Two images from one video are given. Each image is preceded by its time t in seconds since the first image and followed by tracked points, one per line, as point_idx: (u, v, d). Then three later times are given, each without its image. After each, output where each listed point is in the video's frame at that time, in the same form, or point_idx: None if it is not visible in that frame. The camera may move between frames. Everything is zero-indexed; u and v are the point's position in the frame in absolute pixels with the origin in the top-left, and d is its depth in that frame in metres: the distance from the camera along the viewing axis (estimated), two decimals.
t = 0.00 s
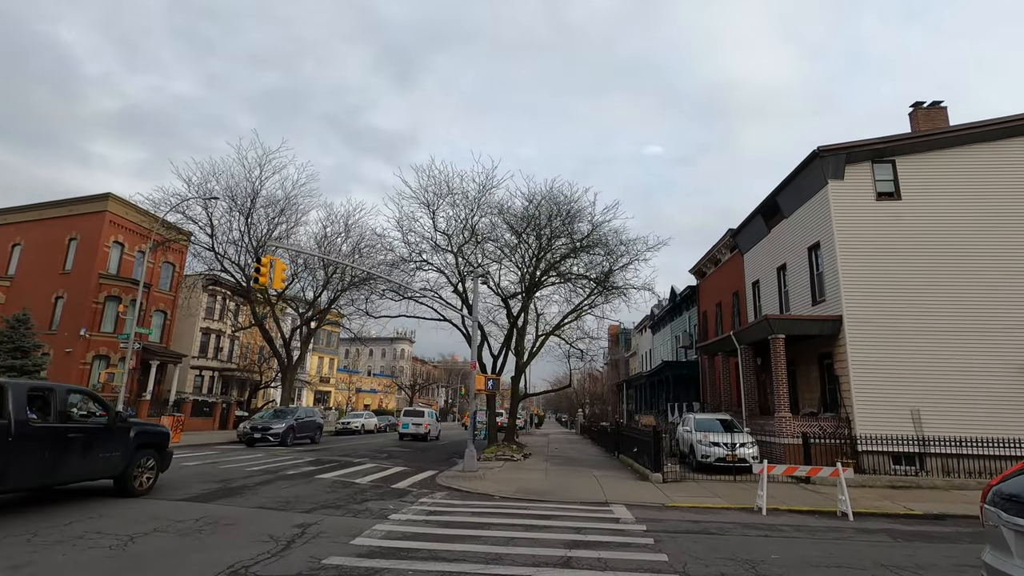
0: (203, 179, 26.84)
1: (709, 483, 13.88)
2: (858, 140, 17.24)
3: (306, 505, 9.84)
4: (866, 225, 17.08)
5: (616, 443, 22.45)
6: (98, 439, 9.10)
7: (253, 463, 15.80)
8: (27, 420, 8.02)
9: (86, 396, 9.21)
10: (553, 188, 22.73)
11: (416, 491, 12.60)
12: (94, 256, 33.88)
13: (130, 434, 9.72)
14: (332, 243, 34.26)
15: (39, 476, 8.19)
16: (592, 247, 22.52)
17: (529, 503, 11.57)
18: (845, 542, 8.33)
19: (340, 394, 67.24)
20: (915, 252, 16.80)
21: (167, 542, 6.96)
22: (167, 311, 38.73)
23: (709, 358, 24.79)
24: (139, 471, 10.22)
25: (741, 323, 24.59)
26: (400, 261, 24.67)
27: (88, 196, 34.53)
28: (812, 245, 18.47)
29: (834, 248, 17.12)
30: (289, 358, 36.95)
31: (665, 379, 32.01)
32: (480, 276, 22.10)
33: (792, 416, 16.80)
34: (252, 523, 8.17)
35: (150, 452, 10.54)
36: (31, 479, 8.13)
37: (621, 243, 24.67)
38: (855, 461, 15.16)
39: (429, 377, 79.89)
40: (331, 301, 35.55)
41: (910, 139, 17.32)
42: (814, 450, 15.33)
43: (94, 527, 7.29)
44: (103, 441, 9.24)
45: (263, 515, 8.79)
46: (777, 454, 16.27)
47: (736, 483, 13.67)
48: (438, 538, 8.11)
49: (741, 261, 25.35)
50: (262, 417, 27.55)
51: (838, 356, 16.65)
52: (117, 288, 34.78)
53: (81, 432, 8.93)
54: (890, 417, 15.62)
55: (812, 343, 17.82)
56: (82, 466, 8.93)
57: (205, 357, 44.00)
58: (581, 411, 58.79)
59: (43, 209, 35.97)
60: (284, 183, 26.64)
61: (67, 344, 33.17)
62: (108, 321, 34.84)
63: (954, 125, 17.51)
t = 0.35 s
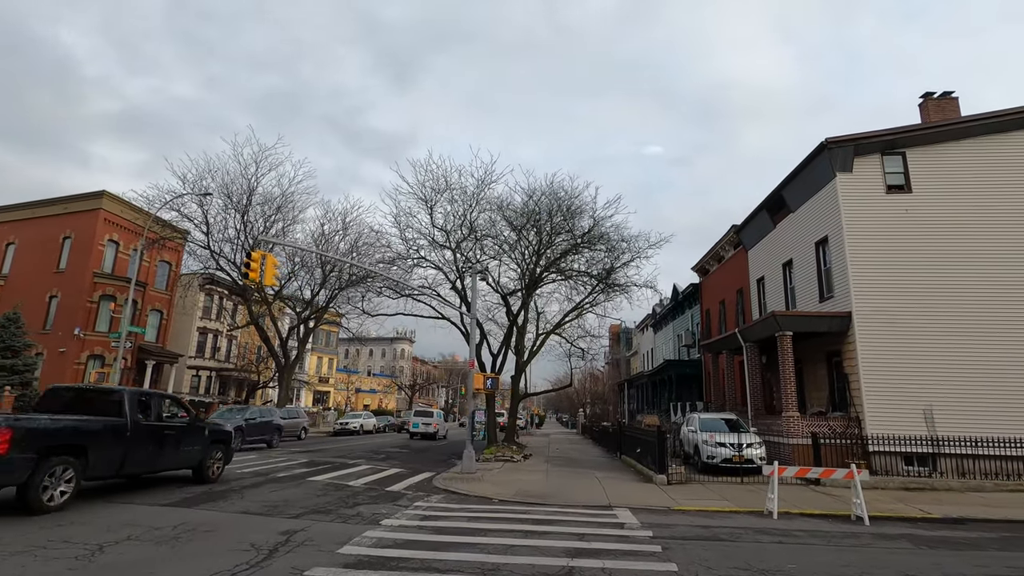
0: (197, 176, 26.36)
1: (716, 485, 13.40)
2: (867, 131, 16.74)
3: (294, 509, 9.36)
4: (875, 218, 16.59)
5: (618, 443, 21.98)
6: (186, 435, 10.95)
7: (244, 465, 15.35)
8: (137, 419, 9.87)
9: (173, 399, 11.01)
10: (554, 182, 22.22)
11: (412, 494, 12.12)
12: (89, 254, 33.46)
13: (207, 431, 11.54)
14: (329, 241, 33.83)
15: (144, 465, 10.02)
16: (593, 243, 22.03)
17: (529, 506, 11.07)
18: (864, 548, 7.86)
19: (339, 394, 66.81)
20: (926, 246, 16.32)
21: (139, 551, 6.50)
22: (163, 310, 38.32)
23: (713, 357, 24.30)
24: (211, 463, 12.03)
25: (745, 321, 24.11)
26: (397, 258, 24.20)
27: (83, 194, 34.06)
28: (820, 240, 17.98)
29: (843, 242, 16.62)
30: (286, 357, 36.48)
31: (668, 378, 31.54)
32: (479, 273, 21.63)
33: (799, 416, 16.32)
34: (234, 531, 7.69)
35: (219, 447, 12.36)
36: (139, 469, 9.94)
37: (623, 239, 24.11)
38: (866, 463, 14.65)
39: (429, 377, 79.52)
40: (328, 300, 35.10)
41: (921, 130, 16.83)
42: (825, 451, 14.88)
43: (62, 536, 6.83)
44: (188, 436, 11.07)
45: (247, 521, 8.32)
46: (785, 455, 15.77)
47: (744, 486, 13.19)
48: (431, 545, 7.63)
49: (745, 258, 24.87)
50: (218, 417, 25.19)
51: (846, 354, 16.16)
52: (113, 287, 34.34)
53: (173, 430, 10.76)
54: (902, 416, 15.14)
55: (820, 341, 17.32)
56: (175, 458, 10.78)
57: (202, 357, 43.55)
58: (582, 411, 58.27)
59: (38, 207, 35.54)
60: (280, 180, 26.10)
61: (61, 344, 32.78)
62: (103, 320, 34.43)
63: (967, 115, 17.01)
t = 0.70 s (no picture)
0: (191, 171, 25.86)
1: (723, 489, 12.91)
2: (879, 123, 16.23)
3: (282, 514, 8.87)
4: (886, 213, 16.10)
5: (621, 444, 21.51)
6: (248, 430, 13.30)
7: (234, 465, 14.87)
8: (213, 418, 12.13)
9: (235, 402, 13.30)
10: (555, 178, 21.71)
11: (408, 496, 11.61)
12: (82, 252, 32.97)
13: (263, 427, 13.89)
14: (327, 238, 33.34)
15: (218, 455, 12.31)
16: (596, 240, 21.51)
17: (529, 510, 10.57)
18: (886, 556, 7.38)
19: (338, 395, 66.30)
20: (939, 241, 15.83)
21: (106, 560, 6.02)
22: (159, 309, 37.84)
23: (717, 356, 23.78)
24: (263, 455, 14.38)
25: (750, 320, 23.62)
26: (394, 254, 23.70)
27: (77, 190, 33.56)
28: (828, 236, 17.48)
29: (853, 237, 16.12)
30: (283, 356, 35.96)
31: (670, 378, 31.01)
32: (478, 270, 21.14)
33: (809, 416, 15.81)
34: (215, 537, 7.21)
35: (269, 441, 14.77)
36: (213, 457, 12.18)
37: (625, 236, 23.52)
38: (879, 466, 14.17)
39: (429, 378, 78.98)
40: (325, 299, 34.60)
41: (933, 121, 16.34)
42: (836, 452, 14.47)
43: (27, 542, 6.35)
44: (248, 432, 13.37)
45: (230, 527, 7.81)
46: (793, 456, 15.27)
47: (752, 490, 12.70)
48: (424, 553, 7.15)
49: (750, 255, 24.38)
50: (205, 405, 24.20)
51: (857, 353, 15.66)
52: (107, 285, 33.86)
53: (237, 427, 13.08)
54: (915, 415, 14.63)
55: (829, 339, 16.82)
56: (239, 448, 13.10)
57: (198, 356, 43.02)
58: (583, 412, 57.74)
59: (31, 204, 35.04)
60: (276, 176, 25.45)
61: (54, 343, 32.31)
62: (98, 319, 33.95)
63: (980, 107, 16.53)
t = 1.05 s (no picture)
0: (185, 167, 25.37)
1: (730, 491, 12.39)
2: (889, 113, 15.73)
3: (263, 518, 8.35)
4: (896, 206, 15.59)
5: (622, 444, 20.99)
6: (290, 429, 15.67)
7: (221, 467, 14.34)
8: (263, 418, 14.50)
9: (280, 405, 15.65)
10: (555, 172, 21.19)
11: (400, 499, 11.08)
12: (76, 250, 32.50)
13: (301, 427, 16.26)
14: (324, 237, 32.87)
15: (267, 450, 14.66)
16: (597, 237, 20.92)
17: (527, 513, 10.04)
18: (908, 564, 6.88)
19: (337, 396, 65.79)
20: (951, 235, 15.32)
21: (64, 566, 5.55)
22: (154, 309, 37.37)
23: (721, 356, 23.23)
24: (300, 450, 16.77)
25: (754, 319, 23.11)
26: (391, 252, 23.21)
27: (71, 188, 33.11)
28: (837, 230, 16.97)
29: (862, 230, 15.61)
30: (279, 356, 35.40)
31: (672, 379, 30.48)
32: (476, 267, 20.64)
33: (817, 415, 15.29)
34: (187, 543, 6.71)
35: (306, 439, 17.21)
36: (264, 451, 14.54)
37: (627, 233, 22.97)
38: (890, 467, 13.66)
39: (429, 379, 78.39)
40: (323, 298, 34.06)
41: (945, 112, 15.84)
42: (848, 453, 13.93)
43: None
44: (290, 429, 15.80)
45: (205, 532, 7.31)
46: (800, 457, 14.73)
47: (760, 492, 12.19)
48: (411, 559, 6.65)
49: (754, 252, 23.87)
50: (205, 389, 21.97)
51: (867, 351, 15.14)
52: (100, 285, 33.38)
53: (281, 426, 15.48)
54: (928, 415, 14.10)
55: (838, 336, 16.29)
56: (282, 444, 15.48)
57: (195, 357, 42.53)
58: (584, 413, 57.14)
59: (25, 202, 34.57)
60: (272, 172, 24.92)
61: (47, 343, 31.86)
62: (91, 318, 33.50)
63: (993, 97, 16.02)
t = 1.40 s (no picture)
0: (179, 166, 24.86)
1: (740, 497, 11.85)
2: (901, 104, 15.21)
3: (243, 528, 7.77)
4: (909, 200, 15.06)
5: (626, 447, 20.41)
6: (325, 431, 17.97)
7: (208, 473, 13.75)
8: (304, 421, 16.92)
9: (316, 409, 17.99)
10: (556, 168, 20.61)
11: (394, 506, 10.53)
12: (70, 251, 32.00)
13: (333, 429, 18.53)
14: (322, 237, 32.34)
15: (306, 449, 16.97)
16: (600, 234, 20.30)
17: (527, 522, 9.47)
18: None
19: (336, 398, 65.13)
20: (967, 230, 14.77)
21: None
22: (150, 311, 36.86)
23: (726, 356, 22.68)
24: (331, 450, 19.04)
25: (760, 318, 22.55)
26: (388, 251, 22.69)
27: (65, 188, 32.64)
28: (847, 226, 16.44)
29: (874, 224, 15.06)
30: (276, 358, 34.86)
31: (675, 380, 29.95)
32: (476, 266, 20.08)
33: (828, 417, 14.73)
34: (157, 558, 6.14)
35: (337, 439, 19.59)
36: (306, 449, 16.98)
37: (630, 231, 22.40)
38: (907, 471, 13.08)
39: (429, 382, 77.72)
40: (320, 300, 33.51)
41: (959, 103, 15.30)
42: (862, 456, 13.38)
43: None
44: (324, 431, 18.08)
45: (179, 544, 6.77)
46: (812, 461, 14.16)
47: (771, 499, 11.64)
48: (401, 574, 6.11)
49: (760, 250, 23.33)
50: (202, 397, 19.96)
51: (880, 350, 14.58)
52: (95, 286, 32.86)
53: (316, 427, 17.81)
54: (945, 416, 13.54)
55: (849, 335, 15.74)
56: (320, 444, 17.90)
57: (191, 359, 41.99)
58: (585, 416, 56.47)
59: (19, 203, 34.11)
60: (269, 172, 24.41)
61: (40, 345, 31.35)
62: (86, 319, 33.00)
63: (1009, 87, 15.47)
